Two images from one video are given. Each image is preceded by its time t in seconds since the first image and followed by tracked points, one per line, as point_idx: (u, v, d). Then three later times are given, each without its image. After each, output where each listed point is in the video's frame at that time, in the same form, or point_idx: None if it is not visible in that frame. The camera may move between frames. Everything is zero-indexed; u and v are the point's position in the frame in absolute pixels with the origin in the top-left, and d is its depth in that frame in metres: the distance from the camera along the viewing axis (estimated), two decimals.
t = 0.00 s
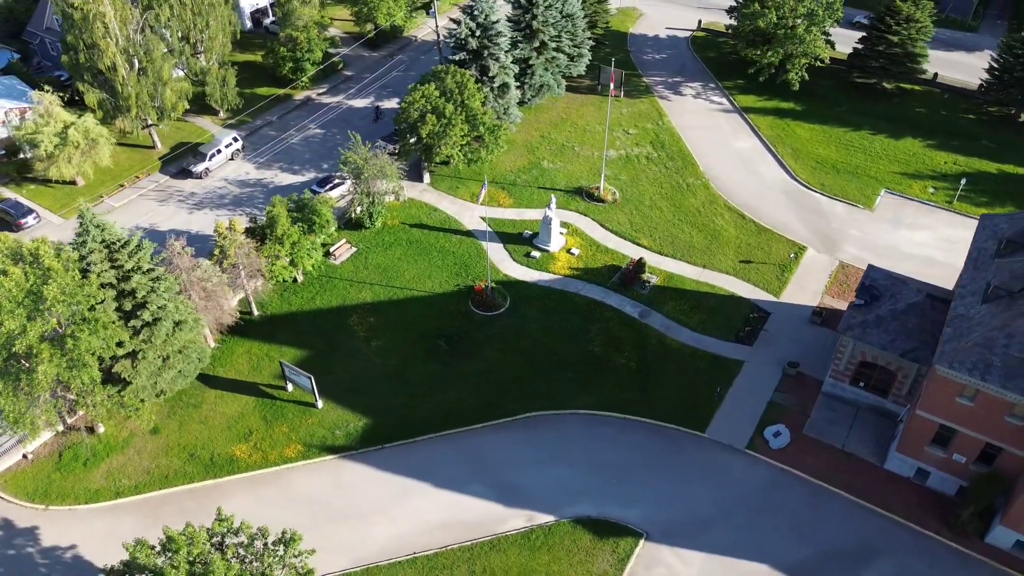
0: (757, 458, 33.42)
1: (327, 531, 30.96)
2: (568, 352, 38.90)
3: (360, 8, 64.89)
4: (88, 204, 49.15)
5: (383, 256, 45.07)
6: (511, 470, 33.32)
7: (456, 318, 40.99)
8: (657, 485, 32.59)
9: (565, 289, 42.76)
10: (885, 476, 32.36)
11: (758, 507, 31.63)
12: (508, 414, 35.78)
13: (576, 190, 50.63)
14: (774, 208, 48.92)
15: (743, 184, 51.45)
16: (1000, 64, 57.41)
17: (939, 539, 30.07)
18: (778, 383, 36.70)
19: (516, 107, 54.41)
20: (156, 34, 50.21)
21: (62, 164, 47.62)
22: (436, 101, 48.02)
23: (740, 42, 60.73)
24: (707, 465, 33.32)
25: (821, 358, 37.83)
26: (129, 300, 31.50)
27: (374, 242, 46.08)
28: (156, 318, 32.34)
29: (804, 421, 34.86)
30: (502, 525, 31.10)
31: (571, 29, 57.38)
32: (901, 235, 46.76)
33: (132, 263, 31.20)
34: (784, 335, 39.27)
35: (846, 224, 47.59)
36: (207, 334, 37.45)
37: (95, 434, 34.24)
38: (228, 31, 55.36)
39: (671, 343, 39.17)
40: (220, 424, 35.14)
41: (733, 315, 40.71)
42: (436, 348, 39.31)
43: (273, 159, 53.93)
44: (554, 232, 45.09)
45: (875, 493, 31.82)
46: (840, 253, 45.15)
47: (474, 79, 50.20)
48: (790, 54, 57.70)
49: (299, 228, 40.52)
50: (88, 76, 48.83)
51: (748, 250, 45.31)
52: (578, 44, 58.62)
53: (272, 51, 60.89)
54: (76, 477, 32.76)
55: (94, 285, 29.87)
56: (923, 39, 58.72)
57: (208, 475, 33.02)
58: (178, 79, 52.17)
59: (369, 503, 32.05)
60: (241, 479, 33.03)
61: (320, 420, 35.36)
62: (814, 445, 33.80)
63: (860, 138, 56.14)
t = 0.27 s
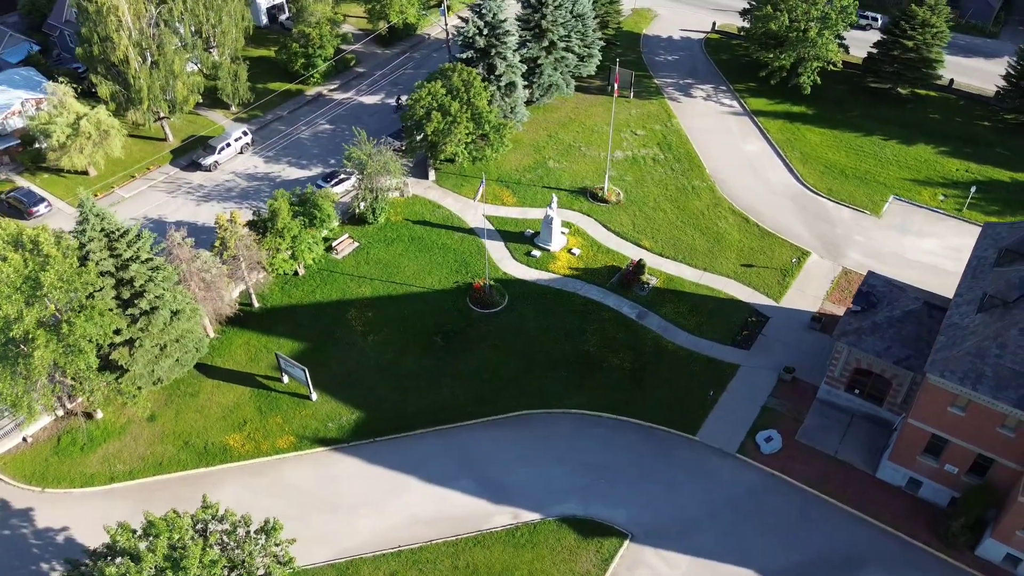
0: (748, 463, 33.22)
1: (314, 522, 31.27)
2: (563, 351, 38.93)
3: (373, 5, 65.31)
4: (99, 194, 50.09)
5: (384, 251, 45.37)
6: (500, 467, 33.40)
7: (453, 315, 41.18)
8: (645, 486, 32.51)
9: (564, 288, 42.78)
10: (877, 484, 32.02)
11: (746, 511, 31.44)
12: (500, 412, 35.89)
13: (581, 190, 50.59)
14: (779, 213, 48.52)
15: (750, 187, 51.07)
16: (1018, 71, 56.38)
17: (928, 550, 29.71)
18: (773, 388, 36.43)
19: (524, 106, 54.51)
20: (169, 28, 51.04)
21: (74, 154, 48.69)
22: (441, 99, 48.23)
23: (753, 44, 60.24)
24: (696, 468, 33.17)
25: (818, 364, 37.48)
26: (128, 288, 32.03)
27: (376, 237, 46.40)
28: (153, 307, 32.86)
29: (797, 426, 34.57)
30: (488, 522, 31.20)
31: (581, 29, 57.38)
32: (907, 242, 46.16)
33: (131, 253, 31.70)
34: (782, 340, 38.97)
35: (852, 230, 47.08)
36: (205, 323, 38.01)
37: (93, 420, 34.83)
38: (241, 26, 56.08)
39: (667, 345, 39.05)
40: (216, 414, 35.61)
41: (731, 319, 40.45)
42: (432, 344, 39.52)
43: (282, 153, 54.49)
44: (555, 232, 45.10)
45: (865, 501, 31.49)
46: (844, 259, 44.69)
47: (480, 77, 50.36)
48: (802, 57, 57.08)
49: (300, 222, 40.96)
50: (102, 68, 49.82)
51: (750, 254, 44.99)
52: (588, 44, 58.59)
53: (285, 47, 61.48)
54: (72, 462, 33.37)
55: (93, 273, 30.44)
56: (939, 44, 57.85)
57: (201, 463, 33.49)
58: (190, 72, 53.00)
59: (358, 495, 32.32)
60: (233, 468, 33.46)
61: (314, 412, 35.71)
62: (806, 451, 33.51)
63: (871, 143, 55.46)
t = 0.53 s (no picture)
0: (738, 467, 33.02)
1: (302, 513, 31.59)
2: (559, 351, 38.94)
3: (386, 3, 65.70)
4: (110, 184, 51.02)
5: (386, 247, 45.66)
6: (489, 464, 33.49)
7: (451, 312, 41.35)
8: (633, 487, 32.44)
9: (563, 288, 42.78)
10: (867, 493, 31.68)
11: (733, 516, 31.27)
12: (492, 410, 35.99)
13: (585, 191, 50.54)
14: (784, 217, 48.11)
15: (755, 191, 50.68)
16: None
17: (917, 560, 29.37)
18: (768, 393, 36.16)
19: (531, 105, 54.61)
20: (182, 22, 51.82)
21: (86, 144, 49.63)
22: (447, 97, 48.43)
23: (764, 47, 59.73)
24: (685, 471, 33.03)
25: (815, 370, 37.13)
26: (126, 277, 32.58)
27: (379, 233, 46.70)
28: (151, 296, 33.38)
29: (790, 432, 34.28)
30: (474, 518, 31.31)
31: (591, 30, 57.39)
32: (914, 249, 45.55)
33: (129, 243, 32.20)
34: (780, 345, 38.65)
35: (857, 237, 46.56)
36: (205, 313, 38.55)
37: (92, 406, 35.47)
38: (255, 22, 56.78)
39: (663, 348, 38.91)
40: (212, 403, 36.08)
41: (729, 322, 40.20)
42: (428, 340, 39.71)
43: (290, 148, 55.01)
44: (556, 231, 45.11)
45: (855, 509, 31.16)
46: (847, 265, 44.21)
47: (487, 76, 50.51)
48: (814, 61, 56.62)
49: (301, 216, 41.39)
50: (116, 61, 50.75)
51: (752, 258, 44.66)
52: (598, 44, 58.54)
53: (297, 43, 62.05)
54: (70, 446, 34.00)
55: (92, 261, 31.02)
56: (955, 50, 56.98)
57: (195, 451, 33.95)
58: (202, 67, 53.75)
59: (347, 488, 32.59)
60: (226, 457, 33.88)
61: (308, 404, 36.05)
62: (798, 458, 33.22)
63: (882, 149, 54.75)
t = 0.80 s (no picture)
0: (727, 472, 32.84)
1: (291, 504, 31.87)
2: (554, 351, 38.93)
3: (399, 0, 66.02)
4: (121, 176, 51.87)
5: (388, 243, 45.91)
6: (478, 461, 33.59)
7: (448, 309, 41.48)
8: (621, 489, 32.39)
9: (561, 288, 42.76)
10: (858, 502, 31.35)
11: (720, 520, 31.12)
12: (484, 407, 36.07)
13: (589, 191, 50.46)
14: (788, 222, 47.69)
15: (761, 195, 50.26)
16: None
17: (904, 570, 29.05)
18: (762, 398, 35.91)
19: (538, 105, 54.63)
20: (195, 17, 52.51)
21: (98, 136, 50.45)
22: (453, 95, 48.56)
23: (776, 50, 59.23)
24: (674, 474, 32.91)
25: (811, 376, 36.80)
26: (125, 267, 33.13)
27: (381, 229, 46.97)
28: (150, 286, 33.91)
29: (782, 438, 34.00)
30: (460, 514, 31.42)
31: (601, 31, 57.30)
32: (919, 257, 44.96)
33: (129, 233, 32.77)
34: (777, 350, 38.36)
35: (862, 243, 46.04)
36: (204, 305, 39.07)
37: (92, 393, 36.06)
38: (267, 18, 57.39)
39: (658, 350, 38.77)
40: (209, 393, 36.51)
41: (727, 326, 39.96)
42: (425, 337, 39.88)
43: (299, 143, 55.47)
44: (557, 231, 45.09)
45: (844, 518, 30.87)
46: (850, 272, 43.75)
47: (493, 74, 50.59)
48: (825, 65, 56.16)
49: (303, 211, 41.79)
50: (129, 54, 51.55)
51: (753, 262, 44.34)
52: (608, 45, 58.42)
53: (310, 39, 62.53)
54: (68, 432, 34.58)
55: (91, 250, 31.58)
56: (970, 56, 56.12)
57: (189, 440, 34.38)
58: (214, 61, 54.45)
59: (336, 480, 32.86)
60: (219, 447, 34.29)
61: (302, 397, 36.36)
62: (789, 464, 32.96)
63: (893, 155, 54.04)
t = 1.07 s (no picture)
0: (717, 477, 32.64)
1: (279, 496, 32.16)
2: (549, 351, 38.92)
3: None
4: (131, 168, 52.67)
5: (389, 240, 46.15)
6: (467, 459, 33.66)
7: (446, 306, 41.62)
8: (608, 491, 32.30)
9: (560, 288, 42.73)
10: (847, 511, 31.01)
11: (706, 525, 30.93)
12: (476, 406, 36.14)
13: (593, 192, 50.37)
14: (793, 227, 47.23)
15: (767, 199, 49.82)
16: None
17: None
18: (756, 404, 35.64)
19: (545, 105, 54.62)
20: (207, 12, 53.15)
21: (109, 128, 51.25)
22: (459, 94, 48.68)
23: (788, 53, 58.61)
24: (663, 478, 32.77)
25: (807, 383, 36.45)
26: (125, 257, 33.63)
27: (384, 226, 47.22)
28: (149, 277, 34.38)
29: (774, 445, 33.73)
30: (446, 511, 31.52)
31: (611, 32, 57.17)
32: (924, 265, 44.32)
33: (129, 224, 33.24)
34: (774, 356, 38.05)
35: (867, 250, 45.50)
36: (204, 296, 39.57)
37: (92, 380, 36.66)
38: (279, 15, 57.93)
39: (654, 353, 38.61)
40: (205, 384, 36.96)
41: (725, 331, 39.70)
42: (421, 334, 40.05)
43: (307, 139, 55.91)
44: (558, 231, 45.05)
45: (833, 527, 30.56)
46: (853, 279, 43.26)
47: (499, 73, 50.65)
48: (836, 69, 55.60)
49: (304, 206, 42.14)
50: (142, 48, 52.35)
51: (755, 267, 43.98)
52: (618, 46, 58.25)
53: (322, 36, 63.02)
54: (66, 418, 35.17)
55: (91, 241, 32.10)
56: (986, 63, 55.16)
57: (184, 430, 34.83)
58: (226, 57, 55.10)
59: (326, 474, 33.11)
60: (213, 438, 34.69)
61: (296, 390, 36.70)
62: (780, 471, 32.68)
63: (903, 161, 53.31)
